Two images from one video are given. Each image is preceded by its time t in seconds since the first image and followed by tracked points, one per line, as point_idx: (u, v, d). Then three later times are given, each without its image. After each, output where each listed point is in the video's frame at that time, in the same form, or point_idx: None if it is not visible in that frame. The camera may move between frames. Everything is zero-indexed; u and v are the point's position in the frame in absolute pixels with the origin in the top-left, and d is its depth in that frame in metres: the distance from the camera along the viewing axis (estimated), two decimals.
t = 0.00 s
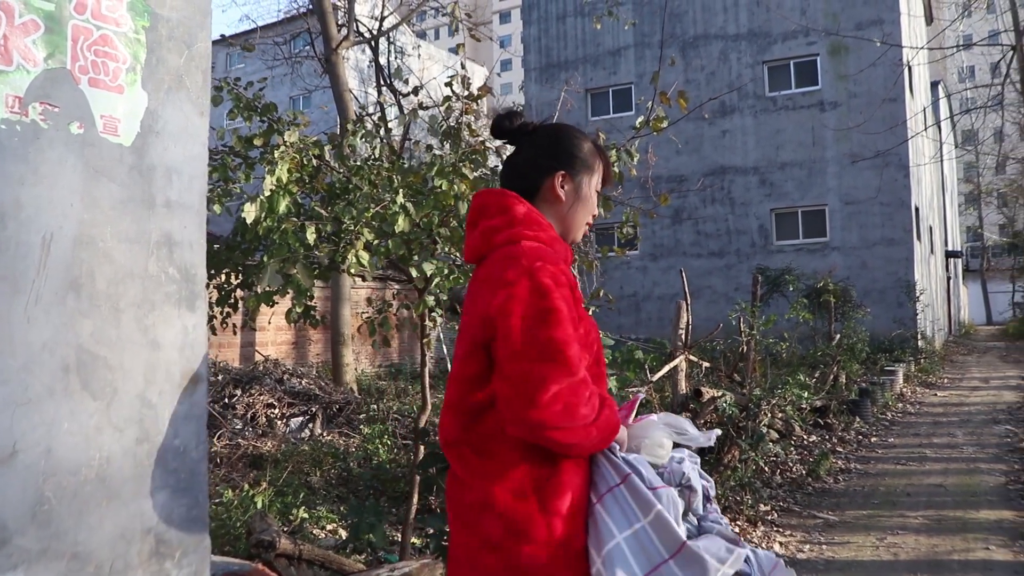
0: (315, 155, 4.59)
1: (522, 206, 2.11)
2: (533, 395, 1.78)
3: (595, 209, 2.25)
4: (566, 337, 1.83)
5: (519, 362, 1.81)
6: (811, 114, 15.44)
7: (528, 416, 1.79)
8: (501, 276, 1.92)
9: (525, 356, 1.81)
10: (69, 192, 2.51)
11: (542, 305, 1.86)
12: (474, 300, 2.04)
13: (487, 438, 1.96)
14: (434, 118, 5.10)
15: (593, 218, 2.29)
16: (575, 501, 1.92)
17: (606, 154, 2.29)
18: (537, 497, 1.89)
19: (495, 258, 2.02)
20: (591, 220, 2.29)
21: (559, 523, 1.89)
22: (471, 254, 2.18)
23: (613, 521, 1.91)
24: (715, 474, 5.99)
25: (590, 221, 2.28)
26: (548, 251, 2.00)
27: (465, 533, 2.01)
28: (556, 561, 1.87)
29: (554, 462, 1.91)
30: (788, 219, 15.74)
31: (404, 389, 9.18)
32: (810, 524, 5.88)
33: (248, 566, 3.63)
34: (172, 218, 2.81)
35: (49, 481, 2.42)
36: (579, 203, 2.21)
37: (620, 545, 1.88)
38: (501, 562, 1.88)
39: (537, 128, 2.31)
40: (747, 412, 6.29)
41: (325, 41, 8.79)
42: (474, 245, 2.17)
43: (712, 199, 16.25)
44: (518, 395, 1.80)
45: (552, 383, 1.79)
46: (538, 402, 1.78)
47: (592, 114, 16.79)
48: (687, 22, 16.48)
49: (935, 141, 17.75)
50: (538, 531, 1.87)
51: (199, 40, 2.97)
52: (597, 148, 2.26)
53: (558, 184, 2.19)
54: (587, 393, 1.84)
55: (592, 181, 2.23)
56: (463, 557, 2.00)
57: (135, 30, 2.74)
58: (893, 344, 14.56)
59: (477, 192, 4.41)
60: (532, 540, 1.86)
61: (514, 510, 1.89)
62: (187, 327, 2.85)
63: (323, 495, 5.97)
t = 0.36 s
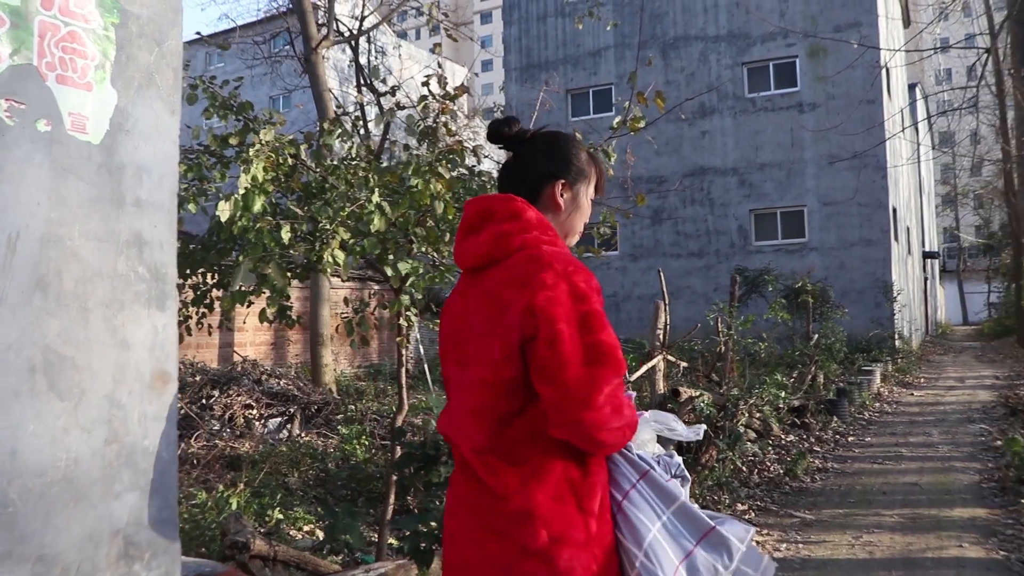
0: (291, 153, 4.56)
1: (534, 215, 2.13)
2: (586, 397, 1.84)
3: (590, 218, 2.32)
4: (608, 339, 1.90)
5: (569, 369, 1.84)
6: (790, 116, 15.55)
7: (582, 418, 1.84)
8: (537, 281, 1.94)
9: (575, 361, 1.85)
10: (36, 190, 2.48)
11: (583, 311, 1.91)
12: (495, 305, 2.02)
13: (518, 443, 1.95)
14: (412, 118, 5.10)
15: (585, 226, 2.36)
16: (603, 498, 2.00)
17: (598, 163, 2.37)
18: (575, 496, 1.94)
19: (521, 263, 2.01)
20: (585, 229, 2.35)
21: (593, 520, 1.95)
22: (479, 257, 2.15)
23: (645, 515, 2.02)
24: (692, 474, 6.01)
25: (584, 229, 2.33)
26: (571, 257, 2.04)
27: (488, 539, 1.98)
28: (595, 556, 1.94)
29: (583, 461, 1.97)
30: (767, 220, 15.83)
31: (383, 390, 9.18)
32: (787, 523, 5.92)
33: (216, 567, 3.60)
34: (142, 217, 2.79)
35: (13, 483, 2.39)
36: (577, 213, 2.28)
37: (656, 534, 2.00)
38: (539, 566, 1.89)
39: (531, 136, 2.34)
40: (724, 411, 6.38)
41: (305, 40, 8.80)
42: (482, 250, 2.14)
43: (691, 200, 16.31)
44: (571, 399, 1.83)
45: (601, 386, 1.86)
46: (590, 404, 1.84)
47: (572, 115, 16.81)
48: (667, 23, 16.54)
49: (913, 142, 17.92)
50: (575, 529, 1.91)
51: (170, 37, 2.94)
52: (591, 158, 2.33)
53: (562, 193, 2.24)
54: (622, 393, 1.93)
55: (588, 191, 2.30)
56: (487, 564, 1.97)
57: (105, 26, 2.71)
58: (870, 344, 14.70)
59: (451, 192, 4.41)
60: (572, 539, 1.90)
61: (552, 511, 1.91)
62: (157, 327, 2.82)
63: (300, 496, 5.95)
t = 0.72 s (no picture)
0: (260, 151, 4.53)
1: (563, 224, 2.06)
2: (648, 409, 1.81)
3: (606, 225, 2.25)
4: (661, 352, 1.89)
5: (634, 381, 1.80)
6: (763, 116, 15.67)
7: (644, 429, 1.81)
8: (589, 293, 1.88)
9: (638, 375, 1.81)
10: None
11: (636, 324, 1.88)
12: (536, 318, 1.94)
13: (566, 456, 1.87)
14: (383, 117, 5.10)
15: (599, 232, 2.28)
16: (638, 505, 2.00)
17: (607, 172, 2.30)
18: (621, 507, 1.92)
19: (564, 274, 1.94)
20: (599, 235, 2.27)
21: (632, 521, 1.94)
22: (506, 266, 2.04)
23: (670, 512, 2.04)
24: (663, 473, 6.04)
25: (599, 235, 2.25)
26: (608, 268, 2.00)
27: (528, 553, 1.89)
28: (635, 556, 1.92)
29: (622, 468, 1.95)
30: (740, 220, 15.93)
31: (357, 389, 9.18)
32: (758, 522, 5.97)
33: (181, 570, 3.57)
34: (103, 215, 2.75)
35: None
36: (595, 219, 2.20)
37: (683, 531, 2.02)
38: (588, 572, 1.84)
39: (540, 146, 2.24)
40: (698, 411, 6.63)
41: (278, 39, 8.94)
42: (511, 259, 2.03)
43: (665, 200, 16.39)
44: (633, 412, 1.79)
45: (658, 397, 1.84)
46: (651, 416, 1.81)
47: (546, 115, 16.84)
48: (641, 24, 16.61)
49: (885, 144, 18.11)
50: (621, 532, 1.89)
51: (132, 33, 2.92)
52: (603, 166, 2.25)
53: (581, 204, 2.16)
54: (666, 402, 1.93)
55: (603, 199, 2.23)
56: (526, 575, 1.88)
57: (64, 21, 2.67)
58: (842, 344, 14.86)
59: (421, 190, 4.37)
60: (617, 540, 1.88)
61: (601, 518, 1.87)
62: (119, 326, 2.79)
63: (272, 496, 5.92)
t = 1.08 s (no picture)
0: (227, 149, 4.51)
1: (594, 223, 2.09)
2: (688, 404, 1.85)
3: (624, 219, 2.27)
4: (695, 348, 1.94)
5: (676, 378, 1.84)
6: (736, 117, 15.78)
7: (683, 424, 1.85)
8: (628, 291, 1.90)
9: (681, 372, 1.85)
10: None
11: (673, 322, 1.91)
12: (573, 314, 1.95)
13: (601, 450, 1.90)
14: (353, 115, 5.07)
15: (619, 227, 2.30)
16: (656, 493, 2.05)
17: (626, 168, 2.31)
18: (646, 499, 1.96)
19: (598, 271, 1.96)
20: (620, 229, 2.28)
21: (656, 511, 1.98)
22: (539, 262, 2.05)
23: (681, 500, 2.08)
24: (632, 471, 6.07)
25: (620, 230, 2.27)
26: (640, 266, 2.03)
27: (560, 546, 1.90)
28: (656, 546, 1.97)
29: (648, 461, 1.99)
30: (712, 220, 16.03)
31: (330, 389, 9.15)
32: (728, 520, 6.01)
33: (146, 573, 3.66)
34: (59, 213, 2.66)
35: None
36: (615, 215, 2.22)
37: (694, 518, 2.07)
38: (618, 561, 1.87)
39: (561, 144, 2.24)
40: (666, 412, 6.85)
41: (250, 37, 9.03)
42: (544, 255, 2.04)
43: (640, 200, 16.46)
44: (674, 406, 1.83)
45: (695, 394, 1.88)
46: (689, 410, 1.85)
47: (520, 116, 16.86)
48: (615, 24, 16.67)
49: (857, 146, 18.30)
50: (645, 521, 1.94)
51: (89, 27, 2.84)
52: (623, 163, 2.27)
53: (604, 201, 2.18)
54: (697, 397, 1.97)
55: (623, 195, 2.25)
56: (555, 565, 1.90)
57: (18, 14, 2.59)
58: (814, 343, 15.01)
59: (388, 188, 4.35)
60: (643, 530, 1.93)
61: (631, 509, 1.91)
62: (75, 324, 2.69)
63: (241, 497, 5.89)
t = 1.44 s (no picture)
0: (195, 146, 4.46)
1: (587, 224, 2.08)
2: (672, 405, 1.86)
3: (623, 219, 2.23)
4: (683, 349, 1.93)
5: (660, 380, 1.85)
6: (710, 118, 15.86)
7: (666, 426, 1.86)
8: (614, 293, 1.90)
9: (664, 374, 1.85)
10: None
11: (659, 324, 1.91)
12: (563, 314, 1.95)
13: (588, 449, 1.91)
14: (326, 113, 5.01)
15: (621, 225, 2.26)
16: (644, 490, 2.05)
17: (623, 168, 2.27)
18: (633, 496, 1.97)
19: (588, 273, 1.96)
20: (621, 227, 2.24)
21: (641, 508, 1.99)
22: (532, 262, 2.05)
23: (667, 503, 2.09)
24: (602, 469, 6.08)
25: (620, 229, 2.23)
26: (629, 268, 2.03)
27: (547, 542, 1.92)
28: (641, 541, 1.99)
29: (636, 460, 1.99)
30: (687, 221, 16.10)
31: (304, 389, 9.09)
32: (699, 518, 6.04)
33: (109, 574, 3.79)
34: (14, 207, 2.44)
35: None
36: (611, 215, 2.18)
37: (679, 524, 2.07)
38: (603, 558, 1.89)
39: (553, 152, 2.23)
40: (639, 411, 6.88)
41: (225, 35, 9.12)
42: (537, 255, 2.04)
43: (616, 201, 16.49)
44: (657, 406, 1.84)
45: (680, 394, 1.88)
46: (674, 412, 1.86)
47: (496, 116, 16.84)
48: (591, 25, 16.70)
49: (831, 147, 18.46)
50: (632, 519, 1.95)
51: (47, 19, 2.62)
52: (616, 163, 2.23)
53: (597, 203, 2.16)
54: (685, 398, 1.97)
55: (618, 195, 2.22)
56: (543, 562, 1.92)
57: None
58: (787, 343, 15.13)
59: (357, 186, 4.34)
60: (629, 526, 1.94)
61: (617, 506, 1.92)
62: (32, 322, 2.47)
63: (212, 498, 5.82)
